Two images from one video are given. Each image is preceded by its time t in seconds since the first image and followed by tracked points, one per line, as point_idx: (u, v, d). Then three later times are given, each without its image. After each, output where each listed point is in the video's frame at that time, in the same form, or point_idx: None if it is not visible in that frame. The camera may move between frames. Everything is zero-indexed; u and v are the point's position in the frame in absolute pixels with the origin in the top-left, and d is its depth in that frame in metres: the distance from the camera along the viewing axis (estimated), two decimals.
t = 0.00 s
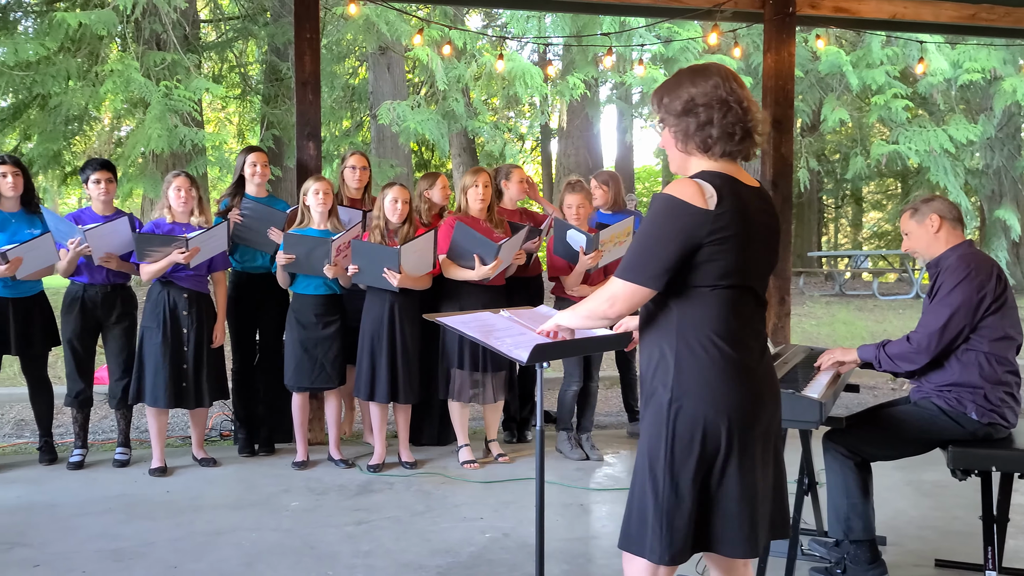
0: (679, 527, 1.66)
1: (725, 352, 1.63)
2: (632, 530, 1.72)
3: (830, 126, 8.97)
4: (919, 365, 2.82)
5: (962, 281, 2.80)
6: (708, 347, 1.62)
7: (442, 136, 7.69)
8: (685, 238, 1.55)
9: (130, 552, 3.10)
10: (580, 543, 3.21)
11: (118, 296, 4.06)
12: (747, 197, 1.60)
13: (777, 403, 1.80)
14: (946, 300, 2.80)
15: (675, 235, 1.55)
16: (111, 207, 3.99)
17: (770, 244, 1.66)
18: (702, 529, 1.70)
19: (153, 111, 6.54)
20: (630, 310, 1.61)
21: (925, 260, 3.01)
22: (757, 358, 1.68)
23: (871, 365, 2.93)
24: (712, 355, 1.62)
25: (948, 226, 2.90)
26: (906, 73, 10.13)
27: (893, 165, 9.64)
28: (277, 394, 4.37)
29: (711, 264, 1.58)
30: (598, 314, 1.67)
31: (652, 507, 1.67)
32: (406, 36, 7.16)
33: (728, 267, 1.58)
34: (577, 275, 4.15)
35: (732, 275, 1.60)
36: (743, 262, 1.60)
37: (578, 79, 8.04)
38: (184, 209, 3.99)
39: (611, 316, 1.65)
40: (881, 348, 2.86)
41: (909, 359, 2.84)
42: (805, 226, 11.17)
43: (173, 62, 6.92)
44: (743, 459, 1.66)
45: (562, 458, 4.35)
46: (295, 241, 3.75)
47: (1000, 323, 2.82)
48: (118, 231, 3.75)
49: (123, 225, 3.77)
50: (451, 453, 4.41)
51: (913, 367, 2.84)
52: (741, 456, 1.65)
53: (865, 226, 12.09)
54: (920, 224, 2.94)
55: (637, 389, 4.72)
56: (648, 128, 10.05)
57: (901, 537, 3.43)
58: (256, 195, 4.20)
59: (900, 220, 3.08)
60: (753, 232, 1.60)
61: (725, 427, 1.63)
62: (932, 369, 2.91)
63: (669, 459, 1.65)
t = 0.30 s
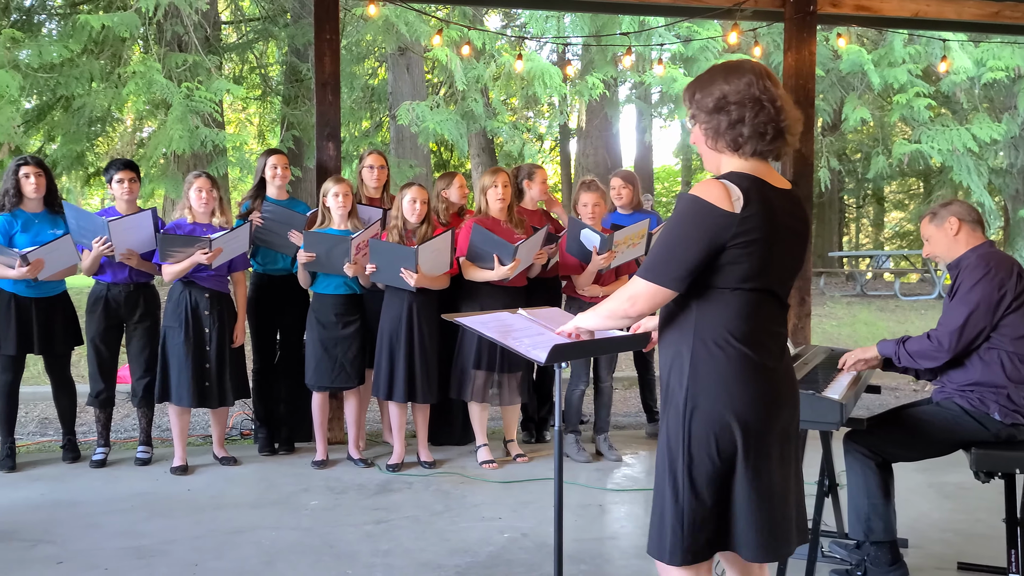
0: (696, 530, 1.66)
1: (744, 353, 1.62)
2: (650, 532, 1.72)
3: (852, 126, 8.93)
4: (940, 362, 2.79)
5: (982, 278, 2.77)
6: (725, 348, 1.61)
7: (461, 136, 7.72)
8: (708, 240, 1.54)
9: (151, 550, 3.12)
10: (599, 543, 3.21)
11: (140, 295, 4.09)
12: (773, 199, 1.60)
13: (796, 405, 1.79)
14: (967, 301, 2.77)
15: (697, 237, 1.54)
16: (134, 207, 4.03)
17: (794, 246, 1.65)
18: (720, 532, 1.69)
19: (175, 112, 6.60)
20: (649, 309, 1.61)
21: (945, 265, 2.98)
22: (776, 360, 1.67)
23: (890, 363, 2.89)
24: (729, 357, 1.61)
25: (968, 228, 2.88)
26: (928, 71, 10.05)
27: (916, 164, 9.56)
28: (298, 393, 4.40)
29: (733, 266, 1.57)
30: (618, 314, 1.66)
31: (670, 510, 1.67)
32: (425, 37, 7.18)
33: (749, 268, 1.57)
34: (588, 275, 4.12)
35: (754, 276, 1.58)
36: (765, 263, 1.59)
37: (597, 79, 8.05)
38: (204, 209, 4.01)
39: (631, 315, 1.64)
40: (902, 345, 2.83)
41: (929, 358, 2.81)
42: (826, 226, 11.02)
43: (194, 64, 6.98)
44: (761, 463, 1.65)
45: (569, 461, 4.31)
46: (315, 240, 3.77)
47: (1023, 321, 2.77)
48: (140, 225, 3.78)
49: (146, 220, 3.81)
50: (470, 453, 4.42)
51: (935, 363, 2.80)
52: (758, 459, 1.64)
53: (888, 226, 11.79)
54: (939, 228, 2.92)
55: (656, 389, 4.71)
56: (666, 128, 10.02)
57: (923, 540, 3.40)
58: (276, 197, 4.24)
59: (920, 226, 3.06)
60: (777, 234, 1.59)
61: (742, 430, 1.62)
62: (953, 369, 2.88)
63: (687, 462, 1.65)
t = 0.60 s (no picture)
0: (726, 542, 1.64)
1: (766, 362, 1.60)
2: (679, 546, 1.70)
3: (872, 125, 8.89)
4: (963, 360, 2.75)
5: (1003, 278, 2.73)
6: (747, 357, 1.59)
7: (479, 136, 7.75)
8: (730, 245, 1.52)
9: (170, 548, 3.14)
10: (618, 544, 3.19)
11: (159, 295, 4.12)
12: (800, 201, 1.57)
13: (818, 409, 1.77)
14: (989, 300, 2.73)
15: (718, 243, 1.52)
16: (153, 207, 4.05)
17: (819, 250, 1.62)
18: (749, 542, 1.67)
19: (194, 113, 6.64)
20: (667, 315, 1.61)
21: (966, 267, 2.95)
22: (799, 367, 1.65)
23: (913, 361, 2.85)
24: (751, 366, 1.59)
25: (988, 229, 2.85)
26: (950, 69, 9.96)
27: (937, 163, 9.47)
28: (316, 393, 4.43)
29: (756, 272, 1.55)
30: (640, 316, 1.66)
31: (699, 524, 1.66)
32: (444, 37, 7.21)
33: (773, 274, 1.55)
34: (601, 276, 4.08)
35: (777, 282, 1.56)
36: (788, 268, 1.56)
37: (615, 78, 8.05)
38: (221, 207, 4.02)
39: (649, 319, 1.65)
40: (927, 340, 2.79)
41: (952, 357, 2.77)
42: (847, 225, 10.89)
43: (214, 64, 7.04)
44: (787, 471, 1.63)
45: (587, 462, 4.31)
46: (334, 240, 3.77)
47: None
48: (159, 225, 3.80)
49: (165, 221, 3.82)
50: (488, 453, 4.42)
51: (958, 362, 2.76)
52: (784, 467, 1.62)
53: (909, 226, 11.65)
54: (959, 230, 2.89)
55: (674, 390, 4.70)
56: (685, 128, 9.99)
57: (945, 543, 3.36)
58: (296, 200, 4.26)
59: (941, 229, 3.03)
60: (803, 239, 1.56)
61: (766, 440, 1.60)
62: (975, 369, 2.83)
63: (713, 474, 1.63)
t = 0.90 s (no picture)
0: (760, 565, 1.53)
1: (799, 369, 1.51)
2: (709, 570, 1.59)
3: (888, 124, 8.85)
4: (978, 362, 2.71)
5: (1018, 279, 2.69)
6: (779, 364, 1.51)
7: (492, 136, 7.76)
8: (768, 249, 1.43)
9: (185, 547, 3.15)
10: (631, 545, 3.18)
11: (175, 295, 4.14)
12: (832, 200, 1.49)
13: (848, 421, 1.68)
14: (1003, 300, 2.69)
15: (755, 247, 1.43)
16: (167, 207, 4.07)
17: (853, 253, 1.55)
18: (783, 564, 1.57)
19: (209, 114, 6.68)
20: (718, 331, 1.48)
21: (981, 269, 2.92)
22: (831, 374, 1.56)
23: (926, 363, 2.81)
24: (784, 373, 1.51)
25: (1003, 230, 2.82)
26: (967, 68, 9.89)
27: (954, 163, 9.41)
28: (331, 393, 4.45)
29: (791, 274, 1.47)
30: (683, 341, 1.54)
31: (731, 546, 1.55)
32: (457, 37, 7.21)
33: (809, 276, 1.47)
34: (614, 275, 4.08)
35: (809, 285, 1.48)
36: (822, 270, 1.48)
37: (628, 78, 8.05)
38: (237, 207, 4.03)
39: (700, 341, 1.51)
40: (941, 343, 2.75)
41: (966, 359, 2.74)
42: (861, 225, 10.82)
43: (229, 65, 7.07)
44: (822, 486, 1.53)
45: (599, 462, 4.30)
46: (350, 240, 3.79)
47: None
48: (168, 225, 3.80)
49: (173, 220, 3.83)
50: (501, 453, 4.43)
51: (972, 364, 2.73)
52: (819, 482, 1.53)
53: (925, 226, 11.41)
54: (974, 231, 2.86)
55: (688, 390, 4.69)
56: (698, 127, 10.01)
57: (961, 545, 3.33)
58: (309, 201, 4.30)
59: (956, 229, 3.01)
60: (838, 240, 1.49)
61: (801, 452, 1.51)
62: (992, 369, 2.79)
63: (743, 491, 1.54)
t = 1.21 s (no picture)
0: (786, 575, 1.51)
1: (825, 374, 1.49)
2: None
3: (898, 123, 8.84)
4: (988, 365, 2.68)
5: None
6: (804, 368, 1.49)
7: (501, 136, 7.77)
8: (800, 252, 1.40)
9: (195, 546, 3.16)
10: (640, 545, 3.18)
11: (184, 295, 4.15)
12: (851, 200, 1.49)
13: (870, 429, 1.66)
14: (1013, 300, 2.64)
15: (788, 250, 1.39)
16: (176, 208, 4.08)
17: (875, 254, 1.53)
18: None
19: (219, 114, 6.70)
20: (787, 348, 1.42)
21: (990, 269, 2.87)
22: (856, 379, 1.54)
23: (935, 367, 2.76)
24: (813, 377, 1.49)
25: (1016, 231, 2.78)
26: (979, 67, 9.84)
27: (965, 163, 9.38)
28: (340, 392, 4.46)
29: (823, 277, 1.44)
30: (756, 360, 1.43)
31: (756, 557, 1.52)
32: (466, 37, 7.23)
33: (838, 278, 1.45)
34: (620, 275, 4.07)
35: (838, 287, 1.46)
36: (848, 270, 1.46)
37: (638, 78, 8.05)
38: (248, 208, 4.04)
39: (772, 368, 1.42)
40: (948, 348, 2.70)
41: (974, 362, 2.71)
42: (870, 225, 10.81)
43: (238, 66, 7.10)
44: (847, 492, 1.51)
45: (607, 462, 4.30)
46: (359, 241, 3.80)
47: None
48: (178, 225, 3.84)
49: (183, 220, 3.86)
50: (510, 453, 4.43)
51: (980, 368, 2.70)
52: (844, 488, 1.50)
53: (935, 226, 11.39)
54: (984, 230, 2.82)
55: (697, 390, 4.69)
56: (707, 127, 10.01)
57: (972, 547, 3.31)
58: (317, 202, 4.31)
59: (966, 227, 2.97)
60: (860, 241, 1.48)
61: (828, 458, 1.49)
62: (1003, 372, 2.73)
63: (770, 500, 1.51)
